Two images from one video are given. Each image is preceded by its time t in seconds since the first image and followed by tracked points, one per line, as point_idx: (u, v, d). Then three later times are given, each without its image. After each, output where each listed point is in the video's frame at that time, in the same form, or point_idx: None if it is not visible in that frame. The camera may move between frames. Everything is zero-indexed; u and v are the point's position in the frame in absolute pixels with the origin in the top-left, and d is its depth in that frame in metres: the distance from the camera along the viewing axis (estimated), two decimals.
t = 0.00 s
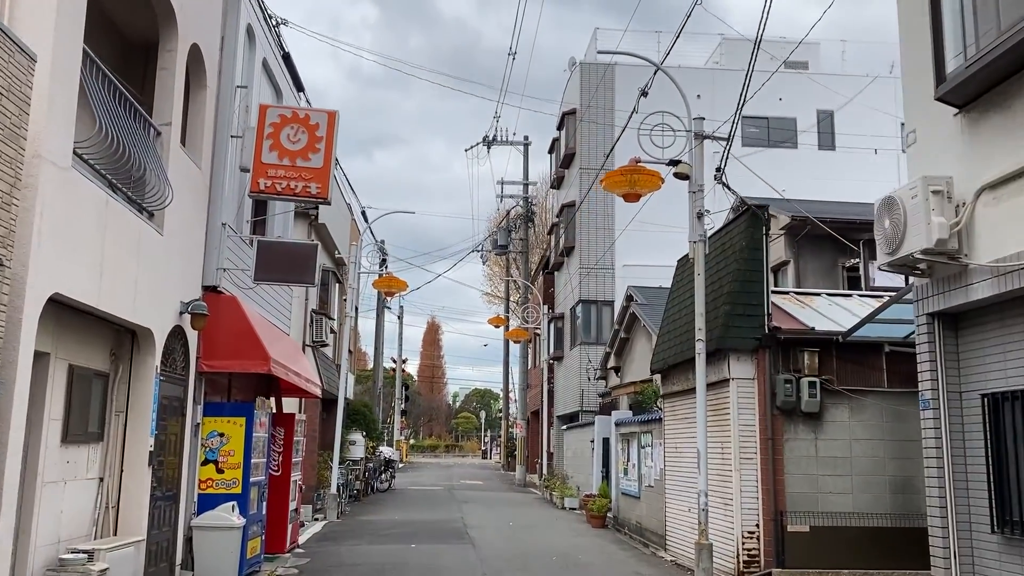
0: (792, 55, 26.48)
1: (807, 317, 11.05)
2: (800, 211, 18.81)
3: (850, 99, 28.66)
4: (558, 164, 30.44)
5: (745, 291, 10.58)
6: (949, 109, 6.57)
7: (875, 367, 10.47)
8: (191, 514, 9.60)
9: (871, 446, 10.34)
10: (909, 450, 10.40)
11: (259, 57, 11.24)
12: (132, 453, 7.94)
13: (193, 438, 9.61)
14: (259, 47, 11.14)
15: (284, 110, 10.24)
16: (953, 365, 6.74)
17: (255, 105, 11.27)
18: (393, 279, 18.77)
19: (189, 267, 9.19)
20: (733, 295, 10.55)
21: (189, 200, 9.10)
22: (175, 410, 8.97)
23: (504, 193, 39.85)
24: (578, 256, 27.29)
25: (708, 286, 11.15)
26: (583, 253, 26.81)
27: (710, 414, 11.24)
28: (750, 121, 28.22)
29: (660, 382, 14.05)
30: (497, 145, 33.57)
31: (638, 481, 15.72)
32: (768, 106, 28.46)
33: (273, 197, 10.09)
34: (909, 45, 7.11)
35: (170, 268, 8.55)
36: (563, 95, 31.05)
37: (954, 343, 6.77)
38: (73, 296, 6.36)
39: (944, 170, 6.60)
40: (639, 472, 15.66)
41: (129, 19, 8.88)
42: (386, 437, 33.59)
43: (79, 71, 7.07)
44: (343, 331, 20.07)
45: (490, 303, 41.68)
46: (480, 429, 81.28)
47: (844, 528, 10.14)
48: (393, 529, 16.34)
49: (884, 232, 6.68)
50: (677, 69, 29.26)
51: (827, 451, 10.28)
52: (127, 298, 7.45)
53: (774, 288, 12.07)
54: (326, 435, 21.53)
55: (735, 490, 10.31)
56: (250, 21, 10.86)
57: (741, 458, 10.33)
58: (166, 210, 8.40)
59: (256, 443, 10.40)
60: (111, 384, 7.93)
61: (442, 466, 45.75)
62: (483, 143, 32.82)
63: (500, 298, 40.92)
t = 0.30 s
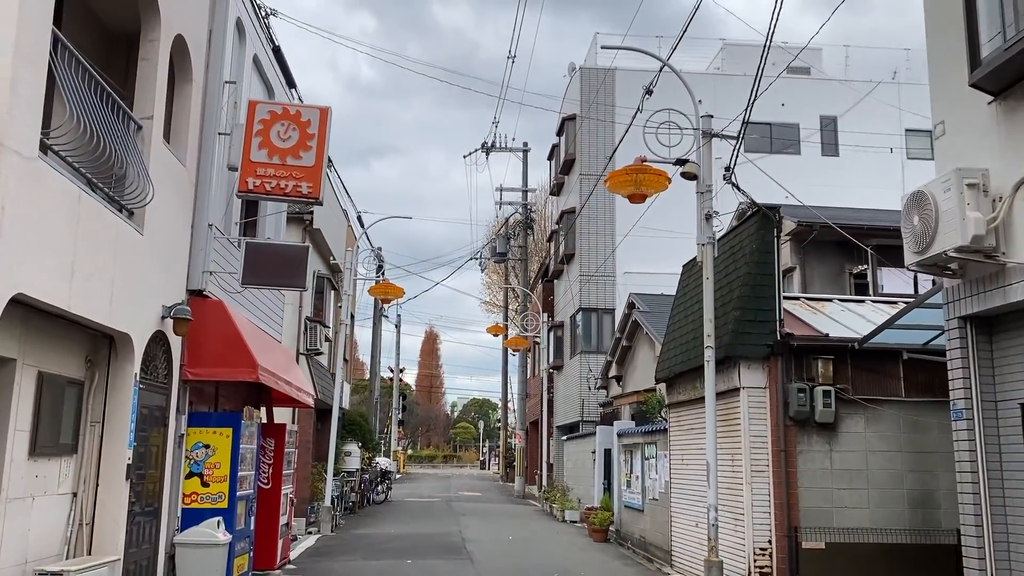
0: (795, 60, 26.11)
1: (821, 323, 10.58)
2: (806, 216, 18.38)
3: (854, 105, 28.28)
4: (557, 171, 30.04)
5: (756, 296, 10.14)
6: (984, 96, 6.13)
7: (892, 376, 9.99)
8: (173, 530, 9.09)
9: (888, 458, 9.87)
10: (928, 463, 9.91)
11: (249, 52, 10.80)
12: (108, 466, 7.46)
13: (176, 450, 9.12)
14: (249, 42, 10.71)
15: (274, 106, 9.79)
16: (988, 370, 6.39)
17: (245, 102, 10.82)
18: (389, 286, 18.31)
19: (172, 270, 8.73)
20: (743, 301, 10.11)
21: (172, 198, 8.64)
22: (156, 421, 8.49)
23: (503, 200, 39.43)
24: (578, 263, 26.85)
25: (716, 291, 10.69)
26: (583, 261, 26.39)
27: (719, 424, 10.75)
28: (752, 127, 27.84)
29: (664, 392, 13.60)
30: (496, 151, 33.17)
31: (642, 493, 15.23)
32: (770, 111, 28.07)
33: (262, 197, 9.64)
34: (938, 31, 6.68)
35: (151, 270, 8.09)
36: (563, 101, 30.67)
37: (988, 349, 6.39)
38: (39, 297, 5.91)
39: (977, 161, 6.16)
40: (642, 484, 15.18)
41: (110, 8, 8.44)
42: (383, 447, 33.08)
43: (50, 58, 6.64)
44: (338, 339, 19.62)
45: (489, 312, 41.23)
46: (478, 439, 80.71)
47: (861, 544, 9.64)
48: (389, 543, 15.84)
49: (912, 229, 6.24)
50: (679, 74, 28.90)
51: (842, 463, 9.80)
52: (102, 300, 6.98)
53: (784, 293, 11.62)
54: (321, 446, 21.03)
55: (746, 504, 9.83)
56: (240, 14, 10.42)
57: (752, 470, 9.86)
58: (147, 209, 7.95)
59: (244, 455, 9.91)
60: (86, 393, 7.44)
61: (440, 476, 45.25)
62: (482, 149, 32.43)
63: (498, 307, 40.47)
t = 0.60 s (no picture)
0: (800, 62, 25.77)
1: (839, 324, 10.16)
2: (815, 218, 17.97)
3: (859, 108, 27.91)
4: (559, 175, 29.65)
5: (772, 296, 9.72)
6: None
7: (915, 379, 9.57)
8: (162, 541, 8.64)
9: (910, 465, 9.44)
10: (952, 470, 9.47)
11: (245, 42, 10.39)
12: (92, 472, 7.01)
13: (166, 457, 8.68)
14: (244, 32, 10.30)
15: (270, 97, 9.38)
16: None
17: (240, 93, 10.41)
18: (389, 289, 17.88)
19: (162, 266, 8.30)
20: (759, 300, 9.69)
21: (161, 191, 8.22)
22: (145, 425, 8.06)
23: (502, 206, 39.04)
24: (580, 268, 26.44)
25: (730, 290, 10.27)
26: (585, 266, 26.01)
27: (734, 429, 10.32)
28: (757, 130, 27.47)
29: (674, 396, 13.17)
30: (496, 155, 32.80)
31: (649, 502, 14.77)
32: (774, 114, 27.70)
33: (257, 191, 9.22)
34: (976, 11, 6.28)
35: (139, 265, 7.66)
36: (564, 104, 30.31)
37: None
38: (15, 289, 5.49)
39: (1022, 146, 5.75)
40: (649, 493, 14.74)
41: None
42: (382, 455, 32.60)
43: (28, 38, 6.24)
44: (336, 344, 19.18)
45: (488, 319, 40.80)
46: (477, 448, 80.18)
47: (884, 555, 9.18)
48: (389, 554, 15.37)
49: (952, 217, 5.82)
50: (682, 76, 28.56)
51: (862, 470, 9.37)
52: (86, 296, 6.56)
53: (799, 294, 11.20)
54: (318, 453, 20.57)
55: (763, 514, 9.41)
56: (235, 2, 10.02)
57: (769, 478, 9.44)
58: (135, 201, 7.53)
59: (238, 461, 9.47)
60: (68, 395, 7.01)
61: (439, 485, 44.70)
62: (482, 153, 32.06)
63: (498, 313, 40.03)
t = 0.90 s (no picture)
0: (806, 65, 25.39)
1: (860, 328, 9.74)
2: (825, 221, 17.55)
3: (865, 111, 27.54)
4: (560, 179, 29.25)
5: (791, 299, 9.31)
6: None
7: (941, 387, 9.15)
8: (150, 557, 8.17)
9: (937, 476, 8.99)
10: (981, 481, 9.02)
11: (240, 34, 9.98)
12: (74, 485, 6.57)
13: (156, 467, 8.24)
14: (240, 23, 9.89)
15: (266, 91, 8.97)
16: None
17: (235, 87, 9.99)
18: (389, 293, 17.44)
19: (152, 266, 7.88)
20: (778, 303, 9.28)
21: (152, 187, 7.80)
22: (133, 434, 7.62)
23: (503, 211, 38.62)
24: (582, 273, 26.02)
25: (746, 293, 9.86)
26: (587, 271, 25.60)
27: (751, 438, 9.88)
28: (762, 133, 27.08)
29: (684, 403, 12.75)
30: (497, 160, 32.40)
31: (657, 513, 14.32)
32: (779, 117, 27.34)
33: (253, 188, 8.80)
34: None
35: (127, 264, 7.24)
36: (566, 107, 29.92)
37: None
38: None
39: None
40: (658, 503, 14.29)
41: None
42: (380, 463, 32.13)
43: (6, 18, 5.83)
44: (335, 349, 18.75)
45: (488, 325, 40.34)
46: (476, 455, 79.67)
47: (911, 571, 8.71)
48: (389, 566, 14.90)
49: (1000, 212, 5.41)
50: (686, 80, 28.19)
51: (887, 481, 8.92)
52: (67, 296, 6.13)
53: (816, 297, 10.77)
54: (316, 462, 20.11)
55: (783, 527, 8.98)
56: None
57: (789, 489, 9.01)
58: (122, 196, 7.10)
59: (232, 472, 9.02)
60: (49, 402, 6.57)
61: (439, 494, 44.23)
62: (482, 157, 31.67)
63: (498, 319, 39.58)
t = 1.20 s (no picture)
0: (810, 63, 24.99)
1: (878, 325, 9.29)
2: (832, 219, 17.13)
3: (870, 110, 27.15)
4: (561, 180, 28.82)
5: (807, 293, 8.86)
6: None
7: (964, 386, 8.69)
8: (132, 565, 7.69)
9: (962, 479, 8.53)
10: (1007, 484, 8.58)
11: (230, 17, 9.54)
12: (46, 490, 6.11)
13: (137, 471, 7.78)
14: (230, 6, 9.44)
15: (256, 74, 8.53)
16: None
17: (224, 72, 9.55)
18: (386, 293, 17.00)
19: (134, 256, 7.42)
20: (793, 298, 8.83)
21: (133, 173, 7.35)
22: (111, 436, 7.15)
23: (502, 212, 38.20)
24: (583, 274, 25.57)
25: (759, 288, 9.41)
26: (588, 272, 25.16)
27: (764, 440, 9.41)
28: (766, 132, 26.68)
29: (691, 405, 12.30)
30: (496, 160, 31.98)
31: (662, 519, 13.87)
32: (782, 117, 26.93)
33: (241, 176, 8.35)
34: None
35: (105, 253, 6.78)
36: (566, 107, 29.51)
37: None
38: None
39: None
40: (663, 508, 13.83)
41: None
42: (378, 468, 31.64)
43: None
44: (331, 350, 18.28)
45: (487, 328, 39.90)
46: (475, 461, 79.15)
47: None
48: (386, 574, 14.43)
49: None
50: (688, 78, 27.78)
51: (908, 485, 8.47)
52: (35, 284, 5.68)
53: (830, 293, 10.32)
54: (312, 466, 19.64)
55: (799, 534, 8.52)
56: None
57: (805, 493, 8.54)
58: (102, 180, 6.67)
59: (219, 475, 8.57)
60: (19, 400, 6.10)
61: (437, 499, 43.71)
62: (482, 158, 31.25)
63: (497, 322, 39.15)
